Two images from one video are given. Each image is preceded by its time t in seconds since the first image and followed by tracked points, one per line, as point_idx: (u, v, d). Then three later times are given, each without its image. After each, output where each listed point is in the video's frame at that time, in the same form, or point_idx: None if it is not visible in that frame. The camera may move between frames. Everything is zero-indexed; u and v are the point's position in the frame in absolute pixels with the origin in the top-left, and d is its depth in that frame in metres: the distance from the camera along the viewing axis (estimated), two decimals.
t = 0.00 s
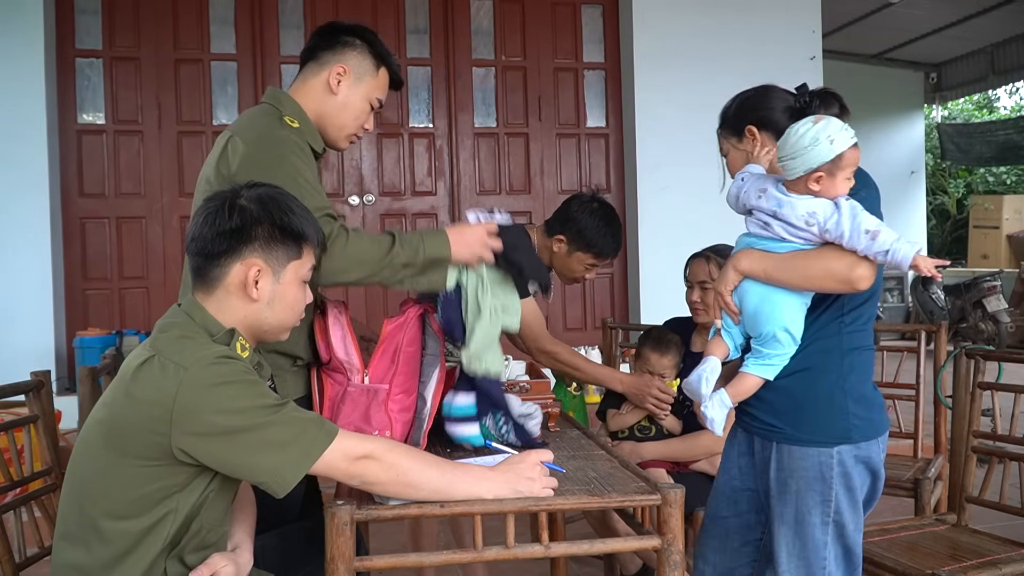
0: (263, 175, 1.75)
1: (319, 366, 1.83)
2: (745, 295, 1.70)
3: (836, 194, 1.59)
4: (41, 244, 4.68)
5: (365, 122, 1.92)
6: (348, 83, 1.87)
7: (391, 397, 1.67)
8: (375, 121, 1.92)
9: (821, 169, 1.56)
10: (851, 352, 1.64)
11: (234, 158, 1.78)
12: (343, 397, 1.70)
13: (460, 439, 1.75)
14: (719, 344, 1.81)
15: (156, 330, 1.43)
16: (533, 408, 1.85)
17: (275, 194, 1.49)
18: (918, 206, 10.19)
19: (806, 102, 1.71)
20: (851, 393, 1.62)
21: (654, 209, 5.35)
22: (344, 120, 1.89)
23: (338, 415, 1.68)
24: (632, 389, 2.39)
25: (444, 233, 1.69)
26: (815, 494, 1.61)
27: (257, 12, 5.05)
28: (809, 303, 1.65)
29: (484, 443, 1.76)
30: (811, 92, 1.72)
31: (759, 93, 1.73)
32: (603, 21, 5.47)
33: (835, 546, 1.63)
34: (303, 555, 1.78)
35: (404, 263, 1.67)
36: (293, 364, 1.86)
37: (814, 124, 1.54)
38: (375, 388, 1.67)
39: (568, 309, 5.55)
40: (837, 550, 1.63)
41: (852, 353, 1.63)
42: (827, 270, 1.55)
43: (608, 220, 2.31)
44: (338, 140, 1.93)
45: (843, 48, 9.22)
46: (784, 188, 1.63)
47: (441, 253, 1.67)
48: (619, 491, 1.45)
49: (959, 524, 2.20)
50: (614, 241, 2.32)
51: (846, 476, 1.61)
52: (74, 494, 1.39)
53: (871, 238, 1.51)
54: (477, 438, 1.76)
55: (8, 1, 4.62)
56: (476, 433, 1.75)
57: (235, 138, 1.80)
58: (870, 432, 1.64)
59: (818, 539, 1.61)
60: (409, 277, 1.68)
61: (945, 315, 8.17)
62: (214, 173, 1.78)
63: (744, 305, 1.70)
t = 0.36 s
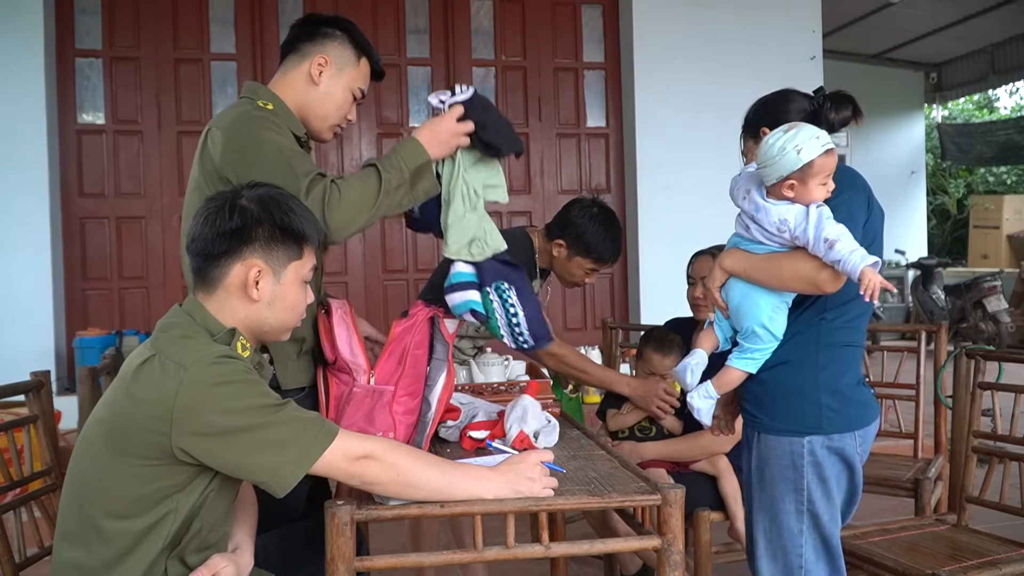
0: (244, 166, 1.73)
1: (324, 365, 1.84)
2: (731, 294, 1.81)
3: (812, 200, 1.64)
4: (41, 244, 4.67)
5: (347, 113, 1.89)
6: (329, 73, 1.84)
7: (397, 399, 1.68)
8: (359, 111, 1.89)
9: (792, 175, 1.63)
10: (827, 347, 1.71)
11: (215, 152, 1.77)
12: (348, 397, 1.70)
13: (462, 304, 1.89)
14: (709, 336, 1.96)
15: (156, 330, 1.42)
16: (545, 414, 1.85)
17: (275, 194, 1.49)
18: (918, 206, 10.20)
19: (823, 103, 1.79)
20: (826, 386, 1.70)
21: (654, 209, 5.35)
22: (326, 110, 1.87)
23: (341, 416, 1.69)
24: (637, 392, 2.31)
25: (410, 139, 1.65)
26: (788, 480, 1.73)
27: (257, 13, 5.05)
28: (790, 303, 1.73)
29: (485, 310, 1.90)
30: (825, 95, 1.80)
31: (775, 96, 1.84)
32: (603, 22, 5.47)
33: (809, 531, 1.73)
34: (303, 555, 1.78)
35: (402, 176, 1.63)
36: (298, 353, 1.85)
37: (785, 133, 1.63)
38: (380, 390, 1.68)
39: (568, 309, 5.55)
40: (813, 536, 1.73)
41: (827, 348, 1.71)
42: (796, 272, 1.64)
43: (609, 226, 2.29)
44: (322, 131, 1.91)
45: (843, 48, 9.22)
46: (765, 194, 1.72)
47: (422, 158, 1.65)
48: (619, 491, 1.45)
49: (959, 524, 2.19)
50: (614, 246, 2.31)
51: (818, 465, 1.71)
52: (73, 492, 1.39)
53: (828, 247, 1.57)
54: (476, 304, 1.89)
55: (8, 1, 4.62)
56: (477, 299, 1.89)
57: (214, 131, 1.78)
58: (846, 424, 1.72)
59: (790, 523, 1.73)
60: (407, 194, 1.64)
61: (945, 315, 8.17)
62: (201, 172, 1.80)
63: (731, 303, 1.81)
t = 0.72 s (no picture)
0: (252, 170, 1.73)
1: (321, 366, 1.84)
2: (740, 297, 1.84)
3: (814, 206, 1.68)
4: (41, 244, 4.68)
5: (351, 118, 1.91)
6: (334, 78, 1.86)
7: (397, 399, 1.69)
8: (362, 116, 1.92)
9: (794, 183, 1.67)
10: (838, 342, 1.74)
11: (223, 154, 1.77)
12: (346, 397, 1.70)
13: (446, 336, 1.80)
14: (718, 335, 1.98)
15: (157, 330, 1.42)
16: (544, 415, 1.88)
17: (276, 195, 1.49)
18: (918, 206, 10.20)
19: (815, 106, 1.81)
20: (836, 377, 1.72)
21: (654, 208, 5.35)
22: (331, 115, 1.88)
23: (340, 417, 1.68)
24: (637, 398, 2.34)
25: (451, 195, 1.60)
26: (799, 466, 1.73)
27: (257, 13, 5.05)
28: (796, 303, 1.76)
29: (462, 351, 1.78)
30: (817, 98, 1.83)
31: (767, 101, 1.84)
32: (603, 22, 5.47)
33: (818, 517, 1.73)
34: (303, 555, 1.78)
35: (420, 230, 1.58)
36: (297, 359, 1.87)
37: (784, 144, 1.67)
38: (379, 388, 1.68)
39: (568, 308, 5.55)
40: (821, 524, 1.73)
41: (838, 342, 1.74)
42: (805, 277, 1.67)
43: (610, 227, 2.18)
44: (325, 135, 1.91)
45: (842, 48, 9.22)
46: (769, 202, 1.75)
47: (455, 215, 1.60)
48: (619, 491, 1.45)
49: (959, 524, 2.19)
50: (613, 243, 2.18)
51: (828, 452, 1.72)
52: (73, 490, 1.39)
53: (834, 253, 1.61)
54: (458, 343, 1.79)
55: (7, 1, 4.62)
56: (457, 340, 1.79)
57: (222, 133, 1.78)
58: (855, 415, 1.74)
59: (799, 510, 1.73)
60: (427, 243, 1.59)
61: (945, 315, 8.17)
62: (207, 172, 1.80)
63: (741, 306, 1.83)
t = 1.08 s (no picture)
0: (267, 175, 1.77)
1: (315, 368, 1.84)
2: (757, 296, 1.81)
3: (833, 208, 1.70)
4: (41, 244, 4.67)
5: (361, 123, 1.94)
6: (346, 83, 1.88)
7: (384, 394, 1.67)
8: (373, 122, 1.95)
9: (816, 187, 1.67)
10: (858, 335, 1.76)
11: (235, 158, 1.79)
12: (338, 397, 1.70)
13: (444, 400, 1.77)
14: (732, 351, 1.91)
15: (156, 330, 1.42)
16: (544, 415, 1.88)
17: (275, 194, 1.49)
18: (918, 206, 10.20)
19: (794, 112, 1.83)
20: (858, 370, 1.74)
21: (654, 208, 5.35)
22: (342, 120, 1.91)
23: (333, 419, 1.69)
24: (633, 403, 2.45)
25: (466, 321, 1.71)
26: (820, 459, 1.73)
27: (257, 12, 5.05)
28: (814, 301, 1.76)
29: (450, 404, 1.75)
30: (796, 104, 1.84)
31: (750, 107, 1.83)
32: (603, 22, 5.47)
33: (836, 509, 1.73)
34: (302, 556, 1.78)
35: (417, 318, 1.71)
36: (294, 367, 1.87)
37: (805, 148, 1.67)
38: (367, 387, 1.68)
39: (568, 308, 5.55)
40: (839, 516, 1.73)
41: (858, 336, 1.75)
42: (832, 278, 1.68)
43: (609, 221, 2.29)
44: (335, 140, 1.94)
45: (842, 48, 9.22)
46: (789, 204, 1.75)
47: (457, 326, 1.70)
48: (620, 491, 1.45)
49: (959, 524, 2.19)
50: (611, 236, 2.31)
51: (849, 446, 1.73)
52: (73, 489, 1.39)
53: (861, 254, 1.65)
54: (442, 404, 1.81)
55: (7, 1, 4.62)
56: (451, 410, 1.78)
57: (236, 137, 1.80)
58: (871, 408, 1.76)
59: (819, 502, 1.73)
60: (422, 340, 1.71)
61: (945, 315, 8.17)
62: (216, 171, 1.79)
63: (757, 302, 1.81)
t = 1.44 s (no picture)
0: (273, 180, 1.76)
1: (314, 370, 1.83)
2: (757, 294, 1.80)
3: (833, 206, 1.70)
4: (41, 244, 4.67)
5: (369, 126, 1.94)
6: (353, 87, 1.89)
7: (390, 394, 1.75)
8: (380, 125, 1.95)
9: (816, 185, 1.68)
10: (860, 335, 1.76)
11: (242, 162, 1.78)
12: (339, 397, 1.71)
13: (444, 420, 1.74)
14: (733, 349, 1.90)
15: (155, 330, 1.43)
16: (545, 415, 1.88)
17: (273, 194, 1.49)
18: (918, 206, 10.21)
19: (790, 113, 1.83)
20: (860, 371, 1.75)
21: (653, 208, 5.35)
22: (349, 123, 1.91)
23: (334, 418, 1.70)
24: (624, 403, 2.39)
25: (456, 338, 1.77)
26: (823, 460, 1.73)
27: (257, 12, 5.05)
28: (815, 299, 1.76)
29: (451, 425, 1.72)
30: (791, 103, 1.85)
31: (747, 111, 1.84)
32: (603, 22, 5.47)
33: (839, 509, 1.73)
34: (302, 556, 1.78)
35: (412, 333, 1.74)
36: (293, 370, 1.86)
37: (805, 147, 1.67)
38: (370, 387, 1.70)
39: (568, 308, 5.55)
40: (841, 514, 1.74)
41: (860, 336, 1.76)
42: (830, 275, 1.68)
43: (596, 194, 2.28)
44: (343, 143, 1.95)
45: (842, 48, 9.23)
46: (788, 203, 1.75)
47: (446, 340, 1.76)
48: (619, 491, 1.45)
49: (959, 524, 2.19)
50: (601, 209, 2.28)
51: (852, 446, 1.73)
52: (73, 490, 1.39)
53: (861, 247, 1.64)
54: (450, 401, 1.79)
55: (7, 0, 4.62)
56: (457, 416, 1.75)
57: (243, 142, 1.79)
58: (873, 408, 1.77)
59: (821, 501, 1.73)
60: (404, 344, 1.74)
61: (945, 315, 8.17)
62: (221, 172, 1.76)
63: (757, 299, 1.80)
